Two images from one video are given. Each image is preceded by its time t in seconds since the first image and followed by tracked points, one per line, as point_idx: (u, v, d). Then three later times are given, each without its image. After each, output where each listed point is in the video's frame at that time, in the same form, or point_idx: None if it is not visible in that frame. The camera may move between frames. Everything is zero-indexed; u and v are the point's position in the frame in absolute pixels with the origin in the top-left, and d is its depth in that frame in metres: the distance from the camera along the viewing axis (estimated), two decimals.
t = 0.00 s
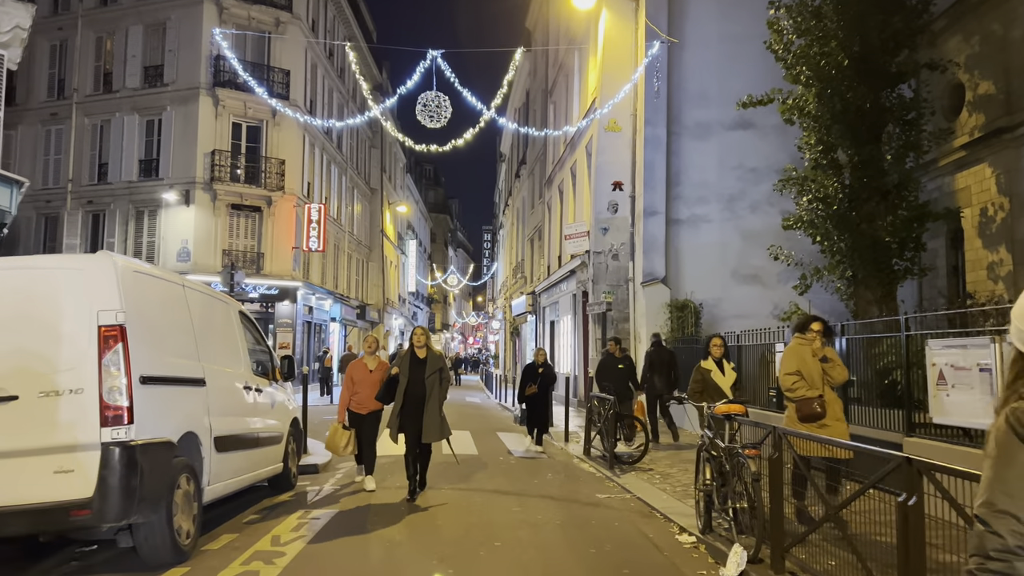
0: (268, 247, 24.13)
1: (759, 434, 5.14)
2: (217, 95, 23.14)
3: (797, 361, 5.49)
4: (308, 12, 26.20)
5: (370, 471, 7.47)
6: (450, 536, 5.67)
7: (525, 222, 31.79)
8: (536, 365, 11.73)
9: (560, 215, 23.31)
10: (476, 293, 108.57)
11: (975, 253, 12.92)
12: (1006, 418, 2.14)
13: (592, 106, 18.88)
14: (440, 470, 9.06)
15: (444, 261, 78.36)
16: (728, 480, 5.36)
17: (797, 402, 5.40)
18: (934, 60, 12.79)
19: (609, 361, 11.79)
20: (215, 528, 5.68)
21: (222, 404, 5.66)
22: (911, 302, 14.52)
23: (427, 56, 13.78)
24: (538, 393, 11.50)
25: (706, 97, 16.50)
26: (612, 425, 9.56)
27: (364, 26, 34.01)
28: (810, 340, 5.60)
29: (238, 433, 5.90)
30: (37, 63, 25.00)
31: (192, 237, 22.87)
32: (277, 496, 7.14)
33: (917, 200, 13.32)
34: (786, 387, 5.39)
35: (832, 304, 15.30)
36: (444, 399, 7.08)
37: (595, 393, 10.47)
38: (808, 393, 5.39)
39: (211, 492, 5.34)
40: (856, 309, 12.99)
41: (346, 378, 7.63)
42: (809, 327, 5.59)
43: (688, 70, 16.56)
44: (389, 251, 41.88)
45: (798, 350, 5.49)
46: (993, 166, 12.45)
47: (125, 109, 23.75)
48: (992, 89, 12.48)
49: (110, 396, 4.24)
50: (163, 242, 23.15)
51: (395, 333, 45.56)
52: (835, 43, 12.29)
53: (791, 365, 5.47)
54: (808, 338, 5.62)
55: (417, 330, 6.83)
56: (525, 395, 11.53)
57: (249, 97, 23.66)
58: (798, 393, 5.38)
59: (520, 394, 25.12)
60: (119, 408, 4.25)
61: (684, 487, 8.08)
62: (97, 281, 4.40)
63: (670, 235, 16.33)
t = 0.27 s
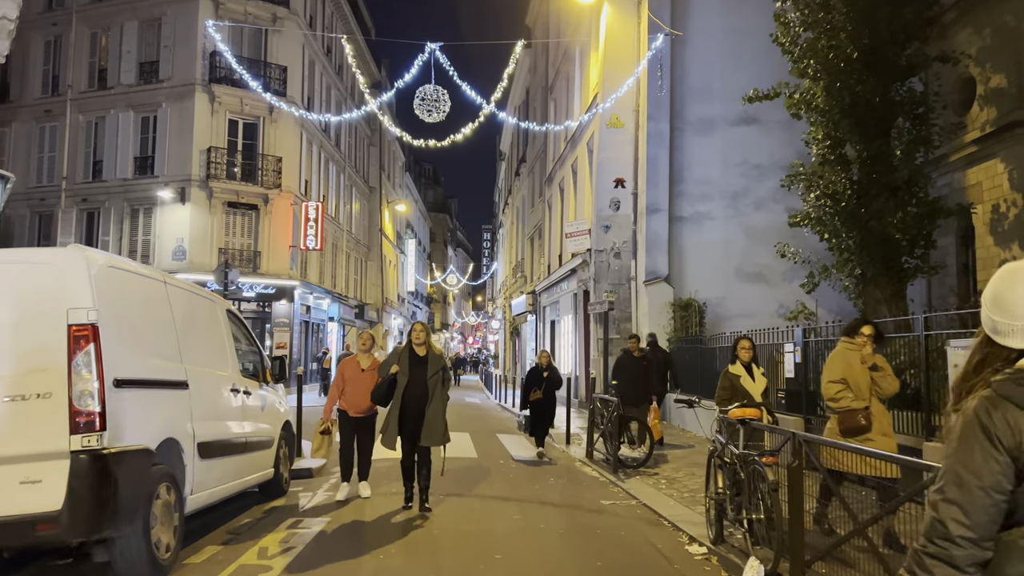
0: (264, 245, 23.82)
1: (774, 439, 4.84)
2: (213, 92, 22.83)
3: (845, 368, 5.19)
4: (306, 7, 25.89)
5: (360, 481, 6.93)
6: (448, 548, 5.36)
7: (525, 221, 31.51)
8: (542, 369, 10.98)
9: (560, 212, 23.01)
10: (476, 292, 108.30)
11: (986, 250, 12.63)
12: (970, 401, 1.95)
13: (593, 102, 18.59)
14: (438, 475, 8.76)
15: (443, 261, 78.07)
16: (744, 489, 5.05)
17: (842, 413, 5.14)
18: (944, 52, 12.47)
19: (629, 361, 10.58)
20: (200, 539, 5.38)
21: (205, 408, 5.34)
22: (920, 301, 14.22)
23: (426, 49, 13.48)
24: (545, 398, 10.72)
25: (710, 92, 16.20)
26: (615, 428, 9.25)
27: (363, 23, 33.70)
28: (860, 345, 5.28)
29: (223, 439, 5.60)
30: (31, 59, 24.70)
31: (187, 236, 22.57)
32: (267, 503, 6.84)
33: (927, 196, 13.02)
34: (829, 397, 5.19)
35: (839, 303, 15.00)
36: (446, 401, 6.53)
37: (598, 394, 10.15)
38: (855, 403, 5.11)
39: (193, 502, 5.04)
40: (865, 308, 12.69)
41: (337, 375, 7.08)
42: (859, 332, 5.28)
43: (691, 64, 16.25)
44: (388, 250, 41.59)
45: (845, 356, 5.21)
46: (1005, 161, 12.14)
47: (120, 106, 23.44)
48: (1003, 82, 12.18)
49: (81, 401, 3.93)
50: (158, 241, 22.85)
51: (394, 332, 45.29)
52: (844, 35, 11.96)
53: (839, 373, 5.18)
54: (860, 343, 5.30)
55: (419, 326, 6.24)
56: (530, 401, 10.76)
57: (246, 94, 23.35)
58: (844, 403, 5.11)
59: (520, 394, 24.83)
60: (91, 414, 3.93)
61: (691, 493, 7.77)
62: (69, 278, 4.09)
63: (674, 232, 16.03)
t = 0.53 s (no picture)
0: (261, 243, 23.53)
1: (789, 446, 4.55)
2: (209, 88, 22.54)
3: (895, 359, 4.92)
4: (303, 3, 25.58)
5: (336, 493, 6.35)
6: (442, 560, 5.08)
7: (525, 220, 31.23)
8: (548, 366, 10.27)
9: (560, 210, 22.73)
10: (475, 291, 108.04)
11: (996, 248, 12.34)
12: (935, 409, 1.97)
13: (593, 98, 18.31)
14: (434, 479, 8.47)
15: (443, 260, 77.78)
16: (756, 497, 4.77)
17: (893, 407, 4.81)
18: (954, 45, 12.17)
19: (645, 362, 10.13)
20: (181, 551, 5.09)
21: (186, 412, 5.06)
22: (927, 299, 13.93)
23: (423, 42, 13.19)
24: (550, 397, 10.04)
25: (713, 87, 15.91)
26: (618, 430, 8.95)
27: (361, 19, 33.40)
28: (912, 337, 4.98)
29: (205, 445, 5.28)
30: (25, 55, 24.42)
31: (183, 234, 22.29)
32: (255, 510, 6.55)
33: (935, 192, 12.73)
34: (880, 389, 4.87)
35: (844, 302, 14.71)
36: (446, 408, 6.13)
37: (599, 395, 9.85)
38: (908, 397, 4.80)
39: (172, 511, 4.76)
40: (873, 307, 12.42)
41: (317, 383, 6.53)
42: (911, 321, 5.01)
43: (694, 59, 15.96)
44: (387, 249, 41.31)
45: (897, 344, 4.97)
46: (1016, 156, 11.85)
47: (114, 102, 23.15)
48: (1014, 75, 11.89)
49: (45, 406, 3.65)
50: (153, 239, 22.57)
51: (393, 331, 45.02)
52: (852, 28, 11.65)
53: (890, 364, 4.90)
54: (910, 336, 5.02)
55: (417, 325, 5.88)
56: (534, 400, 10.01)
57: (242, 90, 23.06)
58: (896, 397, 4.80)
59: (520, 393, 24.56)
60: (56, 419, 3.65)
61: (696, 499, 7.49)
62: (34, 273, 3.81)
63: (676, 230, 15.75)
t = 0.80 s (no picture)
0: (256, 241, 23.21)
1: (801, 451, 4.24)
2: (203, 84, 22.23)
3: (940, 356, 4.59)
4: None
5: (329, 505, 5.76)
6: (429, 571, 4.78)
7: (524, 218, 30.91)
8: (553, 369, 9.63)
9: (559, 207, 22.42)
10: (474, 291, 107.68)
11: (1005, 244, 12.03)
12: (901, 390, 2.02)
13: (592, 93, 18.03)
14: (427, 482, 8.18)
15: (441, 259, 77.42)
16: (765, 506, 4.48)
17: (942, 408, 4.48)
18: (962, 36, 11.87)
19: (657, 363, 9.47)
20: (153, 562, 4.80)
21: (160, 413, 4.79)
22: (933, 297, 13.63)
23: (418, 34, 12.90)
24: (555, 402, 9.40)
25: (714, 81, 15.62)
26: (617, 432, 8.65)
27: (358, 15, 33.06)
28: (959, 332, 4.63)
29: (180, 449, 4.99)
30: (17, 50, 24.12)
31: (176, 232, 21.99)
32: (237, 516, 6.26)
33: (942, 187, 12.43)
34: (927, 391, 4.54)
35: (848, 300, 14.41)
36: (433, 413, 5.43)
37: (597, 395, 9.55)
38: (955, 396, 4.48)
39: (141, 520, 4.47)
40: (878, 305, 12.12)
41: (292, 384, 5.74)
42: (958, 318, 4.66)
43: (694, 52, 15.67)
44: (385, 247, 40.99)
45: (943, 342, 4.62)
46: None
47: (107, 98, 22.84)
48: None
49: None
50: (146, 236, 22.28)
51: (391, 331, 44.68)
52: (857, 18, 11.33)
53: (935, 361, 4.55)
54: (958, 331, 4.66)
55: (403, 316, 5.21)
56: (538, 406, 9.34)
57: (236, 86, 22.75)
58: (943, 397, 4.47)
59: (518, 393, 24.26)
60: (5, 424, 3.37)
61: (698, 503, 7.19)
62: None
63: (676, 226, 15.45)
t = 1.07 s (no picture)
0: (251, 240, 22.90)
1: (818, 459, 3.93)
2: (197, 80, 21.93)
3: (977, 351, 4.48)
4: None
5: (309, 520, 5.20)
6: None
7: (523, 216, 30.64)
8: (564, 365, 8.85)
9: (558, 205, 22.15)
10: (473, 290, 107.65)
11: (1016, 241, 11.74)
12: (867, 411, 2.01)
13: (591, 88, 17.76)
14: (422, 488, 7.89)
15: (440, 258, 77.19)
16: (778, 516, 4.16)
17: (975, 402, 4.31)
18: (972, 27, 11.58)
19: (668, 358, 8.45)
20: None
21: (133, 417, 4.50)
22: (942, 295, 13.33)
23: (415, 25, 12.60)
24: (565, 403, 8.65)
25: (716, 75, 15.34)
26: (619, 434, 8.35)
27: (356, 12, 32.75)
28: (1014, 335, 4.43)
29: (159, 450, 4.74)
30: (10, 46, 23.82)
31: (170, 230, 21.70)
32: (222, 522, 5.99)
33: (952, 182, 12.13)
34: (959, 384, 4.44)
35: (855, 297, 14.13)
36: (418, 417, 4.82)
37: (598, 397, 9.25)
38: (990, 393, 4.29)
39: (110, 534, 4.17)
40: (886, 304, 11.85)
41: (268, 384, 5.23)
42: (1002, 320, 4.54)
43: (697, 46, 15.37)
44: (383, 246, 40.69)
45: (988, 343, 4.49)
46: None
47: (100, 95, 22.55)
48: None
49: None
50: (140, 234, 22.00)
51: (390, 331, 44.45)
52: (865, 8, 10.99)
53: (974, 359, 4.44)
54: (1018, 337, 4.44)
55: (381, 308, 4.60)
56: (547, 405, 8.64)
57: (231, 82, 22.45)
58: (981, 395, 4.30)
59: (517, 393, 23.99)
60: None
61: (703, 509, 6.91)
62: None
63: (678, 224, 15.17)
